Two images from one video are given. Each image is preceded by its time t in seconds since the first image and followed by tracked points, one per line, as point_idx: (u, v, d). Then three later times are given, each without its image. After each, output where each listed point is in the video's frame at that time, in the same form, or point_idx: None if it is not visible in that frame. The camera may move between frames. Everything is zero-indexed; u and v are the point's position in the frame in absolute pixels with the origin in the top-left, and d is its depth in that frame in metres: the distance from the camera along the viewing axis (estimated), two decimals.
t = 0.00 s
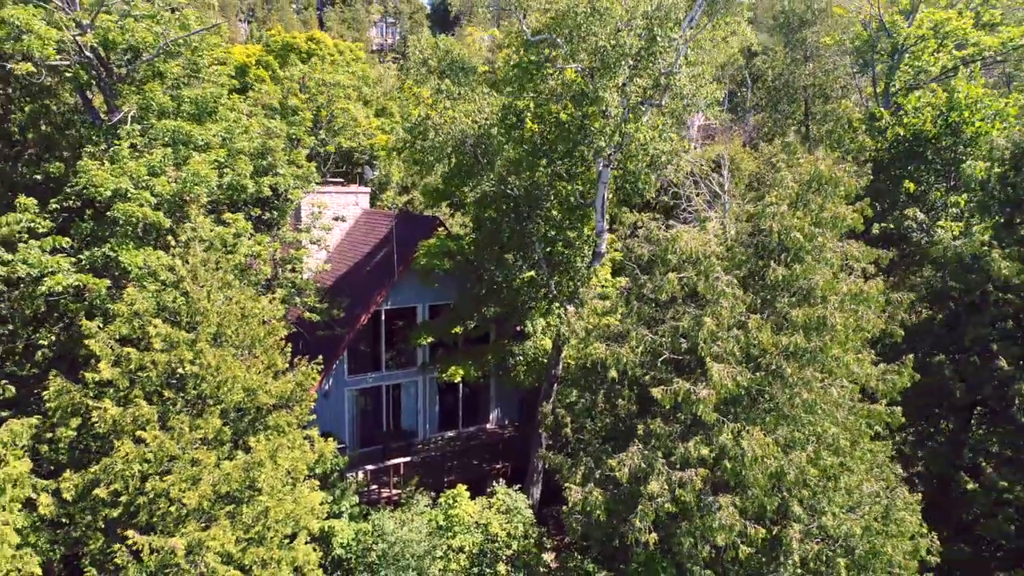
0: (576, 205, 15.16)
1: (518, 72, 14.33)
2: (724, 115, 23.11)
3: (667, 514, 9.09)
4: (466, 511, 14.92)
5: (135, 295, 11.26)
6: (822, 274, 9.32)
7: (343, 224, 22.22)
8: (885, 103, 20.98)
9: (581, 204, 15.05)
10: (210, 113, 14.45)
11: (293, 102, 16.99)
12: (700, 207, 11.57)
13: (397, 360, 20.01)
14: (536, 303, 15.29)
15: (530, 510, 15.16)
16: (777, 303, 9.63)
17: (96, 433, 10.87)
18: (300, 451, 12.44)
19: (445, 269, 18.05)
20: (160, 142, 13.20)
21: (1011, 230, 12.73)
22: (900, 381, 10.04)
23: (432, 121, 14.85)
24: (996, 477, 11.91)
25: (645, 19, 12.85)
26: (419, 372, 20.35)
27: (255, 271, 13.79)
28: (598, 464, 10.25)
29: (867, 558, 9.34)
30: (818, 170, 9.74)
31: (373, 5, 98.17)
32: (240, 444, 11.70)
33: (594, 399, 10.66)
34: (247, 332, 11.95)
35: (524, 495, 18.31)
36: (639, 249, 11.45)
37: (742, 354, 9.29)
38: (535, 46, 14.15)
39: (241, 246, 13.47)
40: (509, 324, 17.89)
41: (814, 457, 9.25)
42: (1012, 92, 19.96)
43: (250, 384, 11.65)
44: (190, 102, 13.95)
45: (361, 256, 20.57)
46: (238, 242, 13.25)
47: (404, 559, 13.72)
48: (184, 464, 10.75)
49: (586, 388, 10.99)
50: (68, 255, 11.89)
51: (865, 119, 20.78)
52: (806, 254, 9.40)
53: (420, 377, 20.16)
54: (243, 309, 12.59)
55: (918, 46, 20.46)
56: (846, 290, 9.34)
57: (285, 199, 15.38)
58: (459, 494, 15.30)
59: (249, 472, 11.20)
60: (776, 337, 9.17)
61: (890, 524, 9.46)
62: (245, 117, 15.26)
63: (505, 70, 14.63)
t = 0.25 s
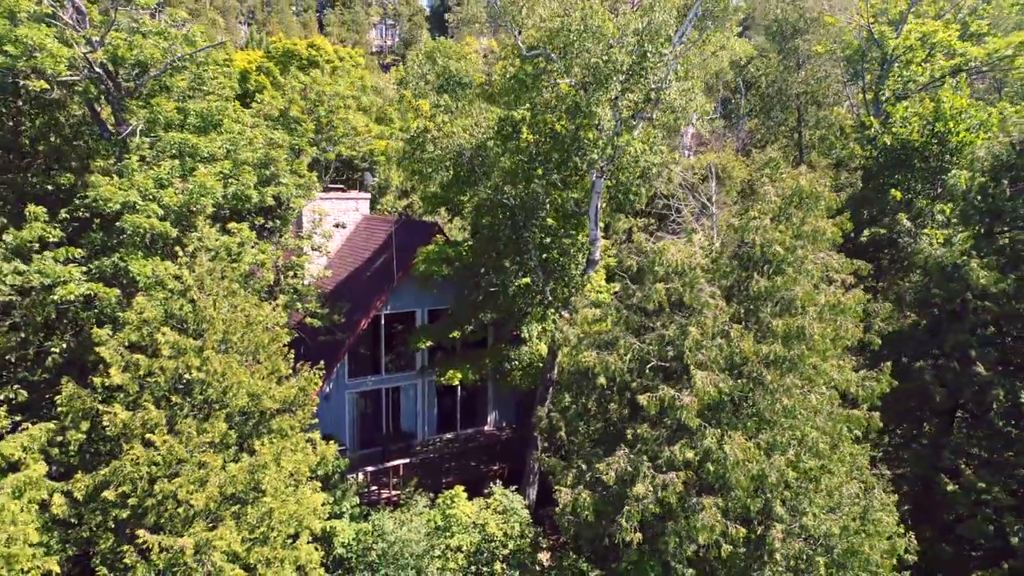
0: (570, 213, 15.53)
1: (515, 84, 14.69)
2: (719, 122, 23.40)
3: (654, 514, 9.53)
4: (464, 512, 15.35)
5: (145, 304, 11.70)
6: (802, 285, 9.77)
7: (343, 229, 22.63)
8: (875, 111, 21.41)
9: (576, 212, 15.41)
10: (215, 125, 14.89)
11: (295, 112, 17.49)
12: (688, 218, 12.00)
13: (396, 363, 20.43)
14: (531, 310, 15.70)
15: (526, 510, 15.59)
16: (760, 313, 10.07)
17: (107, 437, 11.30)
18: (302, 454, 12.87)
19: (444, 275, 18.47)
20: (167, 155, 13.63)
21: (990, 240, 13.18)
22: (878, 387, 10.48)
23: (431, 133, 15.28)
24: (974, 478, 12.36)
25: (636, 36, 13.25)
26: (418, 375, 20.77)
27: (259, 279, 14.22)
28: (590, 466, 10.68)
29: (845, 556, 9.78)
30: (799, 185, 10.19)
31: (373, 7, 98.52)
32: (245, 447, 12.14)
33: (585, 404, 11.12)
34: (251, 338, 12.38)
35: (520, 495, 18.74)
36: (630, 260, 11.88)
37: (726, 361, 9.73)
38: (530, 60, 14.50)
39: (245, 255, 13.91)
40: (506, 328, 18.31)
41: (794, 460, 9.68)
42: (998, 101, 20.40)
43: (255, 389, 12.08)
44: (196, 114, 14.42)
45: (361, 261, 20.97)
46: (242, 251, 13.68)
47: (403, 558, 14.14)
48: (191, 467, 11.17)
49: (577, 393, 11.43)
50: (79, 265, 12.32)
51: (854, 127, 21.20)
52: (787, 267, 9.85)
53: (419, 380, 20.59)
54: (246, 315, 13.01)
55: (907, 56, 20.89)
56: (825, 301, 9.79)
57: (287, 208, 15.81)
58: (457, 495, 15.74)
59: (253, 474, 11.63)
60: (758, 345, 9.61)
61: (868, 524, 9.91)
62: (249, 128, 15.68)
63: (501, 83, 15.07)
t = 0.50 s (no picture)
0: (566, 221, 15.87)
1: (510, 100, 15.15)
2: (711, 131, 23.85)
3: (640, 516, 10.04)
4: (461, 513, 15.87)
5: (154, 314, 12.19)
6: (781, 298, 10.28)
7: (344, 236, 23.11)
8: (863, 121, 21.92)
9: (571, 221, 15.75)
10: (221, 139, 15.39)
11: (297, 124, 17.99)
12: (675, 232, 12.51)
13: (396, 368, 20.92)
14: (527, 317, 16.18)
15: (521, 510, 16.06)
16: (742, 325, 10.55)
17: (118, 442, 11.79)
18: (304, 457, 13.37)
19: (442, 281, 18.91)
20: (174, 169, 14.12)
21: (967, 251, 13.70)
22: (855, 394, 10.97)
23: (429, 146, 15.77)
24: (951, 481, 12.89)
25: (626, 55, 13.72)
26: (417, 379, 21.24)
27: (263, 289, 14.71)
28: (579, 470, 11.17)
29: (824, 556, 10.26)
30: (779, 203, 10.70)
31: (372, 10, 98.92)
32: (251, 452, 12.65)
33: (575, 411, 11.59)
34: (255, 347, 12.87)
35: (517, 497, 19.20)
36: (620, 272, 12.36)
37: (710, 372, 10.21)
38: (526, 77, 14.95)
39: (250, 265, 14.39)
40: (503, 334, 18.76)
41: (775, 464, 10.18)
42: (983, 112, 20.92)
43: (260, 395, 12.57)
44: (203, 129, 14.92)
45: (361, 268, 21.41)
46: (247, 262, 14.16)
47: (402, 558, 14.62)
48: (199, 470, 11.66)
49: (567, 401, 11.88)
50: (91, 276, 12.81)
51: (843, 136, 21.69)
52: (767, 281, 10.36)
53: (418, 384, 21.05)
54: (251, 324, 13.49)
55: (894, 68, 21.41)
56: (803, 313, 10.31)
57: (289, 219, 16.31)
58: (455, 497, 16.25)
59: (258, 477, 12.13)
60: (739, 356, 10.12)
61: (844, 525, 10.44)
62: (253, 141, 16.19)
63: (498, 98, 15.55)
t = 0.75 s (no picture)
0: (562, 230, 16.21)
1: (507, 113, 15.55)
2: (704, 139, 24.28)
3: (630, 517, 10.46)
4: (459, 513, 16.29)
5: (162, 322, 12.60)
6: (766, 308, 10.72)
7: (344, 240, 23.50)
8: (854, 129, 22.36)
9: (567, 229, 16.10)
10: (226, 151, 15.82)
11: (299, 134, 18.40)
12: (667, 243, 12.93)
13: (396, 372, 21.32)
14: (524, 323, 16.59)
15: (518, 511, 16.48)
16: (729, 334, 10.97)
17: (127, 446, 12.20)
18: (307, 460, 13.79)
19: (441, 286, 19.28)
20: (181, 180, 14.54)
21: (950, 260, 14.15)
22: (838, 400, 11.40)
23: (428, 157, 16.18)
24: (933, 483, 13.34)
25: (620, 70, 14.14)
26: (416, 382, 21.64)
27: (267, 296, 15.13)
28: (573, 473, 11.59)
29: (807, 556, 10.68)
30: (765, 216, 11.14)
31: (372, 11, 99.29)
32: (255, 455, 13.07)
33: (569, 416, 12.01)
34: (259, 353, 13.28)
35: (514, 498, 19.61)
36: (613, 281, 12.78)
37: (698, 379, 10.63)
38: (522, 92, 15.24)
39: (255, 273, 14.81)
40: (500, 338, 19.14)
41: (760, 467, 10.60)
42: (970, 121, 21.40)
43: (264, 400, 12.98)
44: (208, 141, 15.35)
45: (361, 273, 21.79)
46: (252, 271, 14.58)
47: (402, 558, 15.02)
48: (205, 473, 12.07)
49: (561, 406, 12.30)
50: (100, 285, 13.23)
51: (834, 144, 22.14)
52: (753, 291, 10.79)
53: (417, 387, 21.48)
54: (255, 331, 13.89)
55: (884, 77, 21.85)
56: (787, 323, 10.74)
57: (292, 227, 16.73)
58: (453, 498, 16.67)
59: (262, 480, 12.54)
60: (725, 363, 10.54)
61: (826, 526, 10.88)
62: (257, 152, 16.62)
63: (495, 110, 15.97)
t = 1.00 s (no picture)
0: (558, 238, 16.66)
1: (504, 128, 16.14)
2: (699, 147, 24.68)
3: (622, 520, 10.92)
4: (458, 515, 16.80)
5: (171, 331, 13.09)
6: (753, 319, 11.20)
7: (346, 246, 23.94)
8: (845, 138, 22.86)
9: (563, 238, 16.55)
10: (232, 163, 16.30)
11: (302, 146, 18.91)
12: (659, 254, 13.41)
13: (397, 376, 21.77)
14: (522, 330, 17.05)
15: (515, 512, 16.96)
16: (717, 344, 11.45)
17: (139, 451, 12.68)
18: (312, 463, 14.24)
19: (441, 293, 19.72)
20: (189, 192, 15.06)
21: (933, 270, 14.64)
22: (823, 406, 11.86)
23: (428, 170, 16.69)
24: (916, 487, 13.79)
25: (613, 87, 14.61)
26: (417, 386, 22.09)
27: (272, 305, 15.60)
28: (568, 477, 12.06)
29: (792, 556, 11.13)
30: (751, 231, 11.62)
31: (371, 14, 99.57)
32: (262, 459, 13.54)
33: (565, 422, 12.49)
34: (265, 361, 13.75)
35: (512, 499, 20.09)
36: (607, 291, 13.26)
37: (687, 387, 11.11)
38: (519, 106, 15.90)
39: (261, 283, 15.29)
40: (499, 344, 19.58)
41: (747, 471, 11.06)
42: (958, 131, 21.91)
43: (270, 406, 13.44)
44: (215, 154, 15.88)
45: (363, 279, 22.23)
46: (258, 280, 15.06)
47: (403, 558, 15.57)
48: (214, 477, 12.53)
49: (556, 412, 12.77)
50: (111, 295, 13.71)
51: (826, 153, 22.65)
52: (741, 303, 11.29)
53: (418, 391, 21.96)
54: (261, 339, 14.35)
55: (875, 87, 22.35)
56: (772, 333, 11.29)
57: (296, 237, 17.21)
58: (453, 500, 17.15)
59: (269, 483, 12.99)
60: (714, 373, 11.02)
61: (811, 528, 11.32)
62: (263, 164, 17.10)
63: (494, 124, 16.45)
